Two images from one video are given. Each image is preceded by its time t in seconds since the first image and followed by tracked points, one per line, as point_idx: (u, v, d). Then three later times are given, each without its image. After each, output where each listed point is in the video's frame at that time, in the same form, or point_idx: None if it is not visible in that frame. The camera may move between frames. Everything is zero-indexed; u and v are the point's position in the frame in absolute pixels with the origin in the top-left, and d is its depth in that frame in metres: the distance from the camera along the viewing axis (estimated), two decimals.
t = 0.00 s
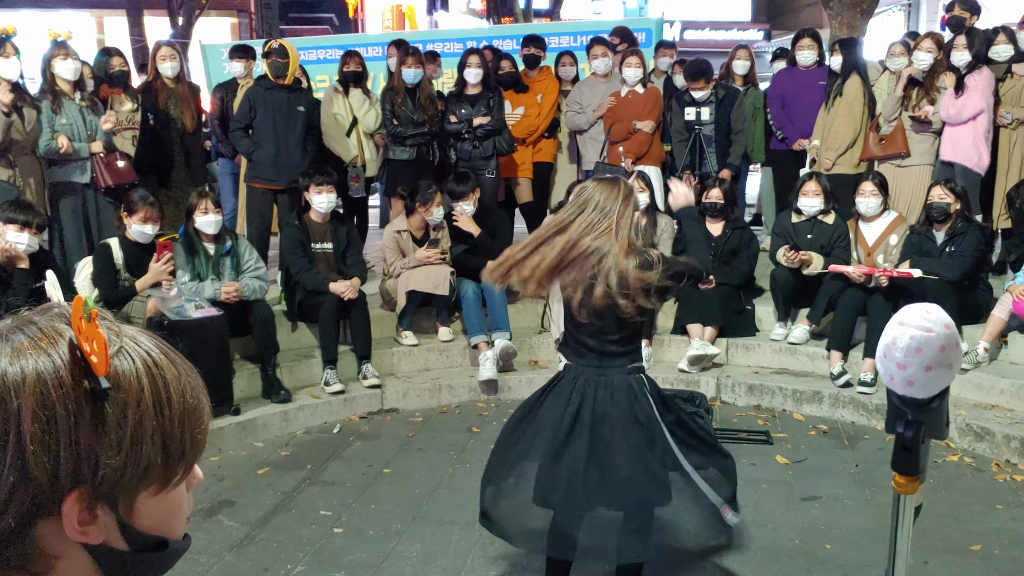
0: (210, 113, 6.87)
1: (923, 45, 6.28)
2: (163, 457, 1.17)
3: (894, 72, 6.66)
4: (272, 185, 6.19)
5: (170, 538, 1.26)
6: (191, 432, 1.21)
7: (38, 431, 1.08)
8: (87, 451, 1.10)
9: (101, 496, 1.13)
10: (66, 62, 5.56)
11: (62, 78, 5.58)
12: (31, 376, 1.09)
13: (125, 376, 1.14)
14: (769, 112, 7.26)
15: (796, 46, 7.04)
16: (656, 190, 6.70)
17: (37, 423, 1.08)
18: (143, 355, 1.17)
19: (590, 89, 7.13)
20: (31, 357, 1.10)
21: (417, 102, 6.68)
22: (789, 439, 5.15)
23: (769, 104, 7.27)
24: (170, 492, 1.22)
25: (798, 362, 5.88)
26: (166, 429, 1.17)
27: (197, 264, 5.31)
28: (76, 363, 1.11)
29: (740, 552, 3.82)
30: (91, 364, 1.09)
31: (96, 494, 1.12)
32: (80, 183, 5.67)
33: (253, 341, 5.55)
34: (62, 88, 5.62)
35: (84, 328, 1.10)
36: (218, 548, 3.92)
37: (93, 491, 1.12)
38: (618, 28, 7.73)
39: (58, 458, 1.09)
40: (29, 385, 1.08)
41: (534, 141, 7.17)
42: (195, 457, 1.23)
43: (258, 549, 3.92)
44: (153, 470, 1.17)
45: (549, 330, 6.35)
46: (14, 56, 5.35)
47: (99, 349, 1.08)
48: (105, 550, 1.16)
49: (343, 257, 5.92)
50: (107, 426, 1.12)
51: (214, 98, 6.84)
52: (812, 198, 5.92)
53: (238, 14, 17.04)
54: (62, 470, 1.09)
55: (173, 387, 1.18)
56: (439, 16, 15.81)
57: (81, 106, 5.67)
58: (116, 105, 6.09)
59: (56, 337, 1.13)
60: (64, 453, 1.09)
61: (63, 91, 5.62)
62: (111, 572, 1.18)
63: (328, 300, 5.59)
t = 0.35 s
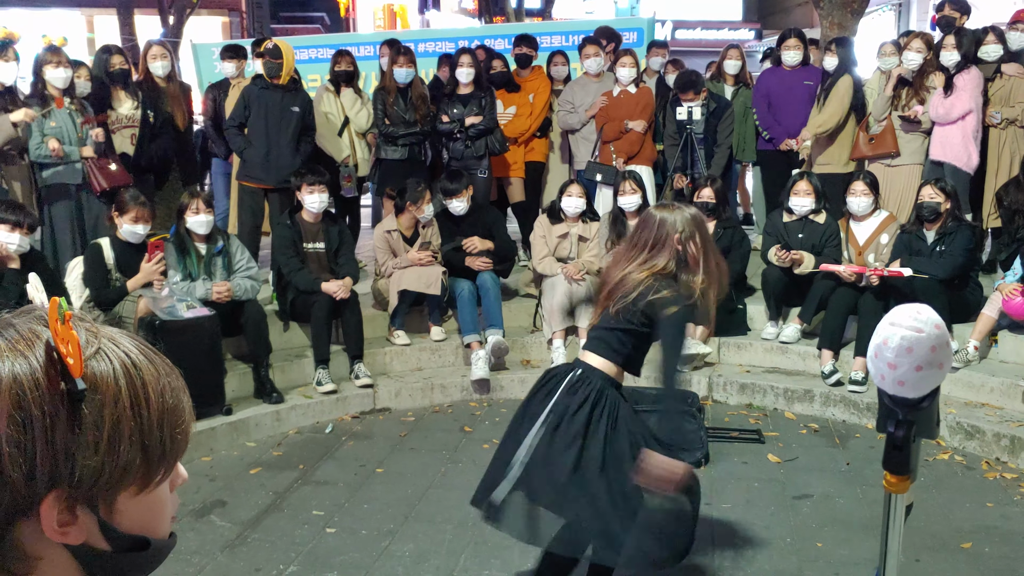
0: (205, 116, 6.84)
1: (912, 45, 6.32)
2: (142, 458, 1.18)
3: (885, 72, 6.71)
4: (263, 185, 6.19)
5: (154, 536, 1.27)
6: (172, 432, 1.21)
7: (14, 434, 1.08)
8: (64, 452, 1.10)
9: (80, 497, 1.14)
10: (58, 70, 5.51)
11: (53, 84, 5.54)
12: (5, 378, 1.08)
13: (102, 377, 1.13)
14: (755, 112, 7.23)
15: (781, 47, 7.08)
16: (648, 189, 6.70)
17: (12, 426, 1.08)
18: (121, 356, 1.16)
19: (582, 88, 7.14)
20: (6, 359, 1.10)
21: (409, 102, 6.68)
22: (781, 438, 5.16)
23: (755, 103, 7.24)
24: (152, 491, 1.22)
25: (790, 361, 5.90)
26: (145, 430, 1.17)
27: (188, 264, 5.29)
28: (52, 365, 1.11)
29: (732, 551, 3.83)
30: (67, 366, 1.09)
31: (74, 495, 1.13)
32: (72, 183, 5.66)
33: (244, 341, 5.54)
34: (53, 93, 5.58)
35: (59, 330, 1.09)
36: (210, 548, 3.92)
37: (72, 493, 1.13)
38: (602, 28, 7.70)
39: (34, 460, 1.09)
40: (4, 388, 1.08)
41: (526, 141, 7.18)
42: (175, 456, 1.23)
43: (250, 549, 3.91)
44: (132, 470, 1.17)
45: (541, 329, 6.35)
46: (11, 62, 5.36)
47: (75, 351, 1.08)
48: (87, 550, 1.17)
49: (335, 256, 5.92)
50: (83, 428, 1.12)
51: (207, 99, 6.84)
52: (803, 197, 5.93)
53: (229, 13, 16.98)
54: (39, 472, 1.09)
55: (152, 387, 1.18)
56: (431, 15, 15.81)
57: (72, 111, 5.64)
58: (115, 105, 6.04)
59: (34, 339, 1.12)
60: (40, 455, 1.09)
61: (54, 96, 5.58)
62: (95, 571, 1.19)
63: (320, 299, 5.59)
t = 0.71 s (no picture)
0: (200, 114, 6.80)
1: (907, 45, 6.32)
2: (134, 457, 1.18)
3: (880, 72, 6.70)
4: (259, 184, 6.16)
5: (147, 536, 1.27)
6: (164, 431, 1.21)
7: (5, 432, 1.08)
8: (57, 452, 1.10)
9: (72, 497, 1.14)
10: (50, 62, 5.54)
11: (46, 77, 5.57)
12: None
13: (93, 377, 1.13)
14: (758, 112, 7.29)
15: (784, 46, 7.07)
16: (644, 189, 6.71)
17: (4, 426, 1.08)
18: (112, 355, 1.16)
19: (577, 89, 7.12)
20: None
21: (405, 101, 6.66)
22: (776, 437, 5.17)
23: (757, 103, 7.29)
24: (144, 490, 1.22)
25: (786, 360, 5.91)
26: (137, 429, 1.17)
27: (183, 265, 5.29)
28: (43, 365, 1.11)
29: (727, 550, 3.83)
30: (58, 365, 1.09)
31: (67, 495, 1.13)
32: (65, 181, 5.66)
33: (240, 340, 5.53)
34: (47, 87, 5.60)
35: (51, 332, 1.09)
36: (205, 548, 3.91)
37: (63, 493, 1.13)
38: (600, 27, 7.75)
39: (26, 460, 1.09)
40: None
41: (523, 140, 7.19)
42: (168, 455, 1.23)
43: (245, 549, 3.91)
44: (124, 470, 1.17)
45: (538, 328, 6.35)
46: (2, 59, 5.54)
47: (66, 350, 1.08)
48: (79, 551, 1.17)
49: (331, 256, 5.91)
50: (74, 427, 1.11)
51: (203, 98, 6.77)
52: (800, 197, 5.90)
53: (225, 13, 16.95)
54: (32, 471, 1.09)
55: (144, 386, 1.18)
56: (427, 16, 15.83)
57: (66, 106, 5.64)
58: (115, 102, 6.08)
59: (24, 338, 1.12)
60: (32, 455, 1.09)
61: (48, 91, 5.59)
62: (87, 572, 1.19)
63: (316, 299, 5.58)
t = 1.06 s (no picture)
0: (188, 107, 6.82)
1: (896, 41, 6.33)
2: (126, 450, 1.18)
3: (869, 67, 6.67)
4: (256, 178, 6.18)
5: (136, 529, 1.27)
6: (154, 424, 1.22)
7: None
8: (48, 446, 1.11)
9: (63, 490, 1.14)
10: (35, 53, 5.52)
11: (32, 69, 5.54)
12: None
13: (85, 369, 1.14)
14: (753, 106, 7.30)
15: (780, 41, 7.06)
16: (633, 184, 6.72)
17: None
18: (103, 347, 1.17)
19: (567, 83, 7.14)
20: None
21: (395, 96, 6.67)
22: (764, 431, 5.19)
23: (753, 97, 7.31)
24: (135, 483, 1.22)
25: (774, 354, 5.93)
26: (128, 422, 1.17)
27: (173, 259, 5.28)
28: (34, 357, 1.10)
29: (715, 543, 3.85)
30: (49, 357, 1.09)
31: (58, 489, 1.13)
32: (53, 176, 5.64)
33: (229, 334, 5.52)
34: (33, 80, 5.57)
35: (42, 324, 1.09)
36: (194, 543, 3.91)
37: (55, 485, 1.13)
38: (594, 22, 7.73)
39: (18, 453, 1.09)
40: None
41: (512, 135, 7.18)
42: (158, 448, 1.23)
43: (234, 543, 3.90)
44: (115, 464, 1.17)
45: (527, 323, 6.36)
46: None
47: (58, 342, 1.08)
48: (69, 545, 1.17)
49: (320, 250, 5.90)
50: (66, 420, 1.12)
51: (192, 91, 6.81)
52: (788, 191, 5.95)
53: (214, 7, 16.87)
54: (23, 465, 1.09)
55: (136, 378, 1.18)
56: (417, 10, 15.79)
57: (54, 97, 5.63)
58: (99, 95, 6.07)
59: (14, 330, 1.12)
60: (24, 449, 1.09)
61: (34, 83, 5.57)
62: (76, 566, 1.19)
63: (305, 293, 5.58)
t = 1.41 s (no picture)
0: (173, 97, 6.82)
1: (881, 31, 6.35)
2: (113, 443, 1.16)
3: (855, 57, 6.72)
4: (249, 167, 6.17)
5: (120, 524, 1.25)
6: (142, 416, 1.20)
7: None
8: (35, 440, 1.08)
9: (51, 485, 1.12)
10: (19, 43, 5.47)
11: (15, 58, 5.49)
12: None
13: (71, 361, 1.11)
14: (742, 95, 7.26)
15: (769, 32, 7.04)
16: (619, 174, 6.74)
17: None
18: (88, 338, 1.14)
19: (554, 73, 7.13)
20: None
21: (380, 85, 6.63)
22: (750, 421, 5.21)
23: (742, 87, 7.26)
24: (121, 476, 1.21)
25: (760, 344, 5.95)
26: (115, 415, 1.15)
27: (156, 249, 5.24)
28: (18, 350, 1.07)
29: (700, 532, 3.86)
30: (35, 350, 1.06)
31: (45, 484, 1.11)
32: (35, 166, 5.58)
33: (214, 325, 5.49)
34: (15, 69, 5.53)
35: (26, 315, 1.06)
36: (179, 534, 3.89)
37: (43, 480, 1.11)
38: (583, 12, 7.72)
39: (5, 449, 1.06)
40: None
41: (499, 125, 7.19)
42: (145, 440, 1.22)
43: (220, 535, 3.89)
44: (103, 457, 1.16)
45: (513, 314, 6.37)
46: None
47: (43, 334, 1.05)
48: (57, 539, 1.16)
49: (305, 241, 5.87)
50: (53, 414, 1.09)
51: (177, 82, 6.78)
52: (775, 181, 5.95)
53: None
54: (11, 460, 1.07)
55: (122, 370, 1.16)
56: None
57: (36, 88, 5.57)
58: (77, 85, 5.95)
59: None
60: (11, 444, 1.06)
61: (16, 73, 5.52)
62: (64, 559, 1.18)
63: (291, 284, 5.56)
